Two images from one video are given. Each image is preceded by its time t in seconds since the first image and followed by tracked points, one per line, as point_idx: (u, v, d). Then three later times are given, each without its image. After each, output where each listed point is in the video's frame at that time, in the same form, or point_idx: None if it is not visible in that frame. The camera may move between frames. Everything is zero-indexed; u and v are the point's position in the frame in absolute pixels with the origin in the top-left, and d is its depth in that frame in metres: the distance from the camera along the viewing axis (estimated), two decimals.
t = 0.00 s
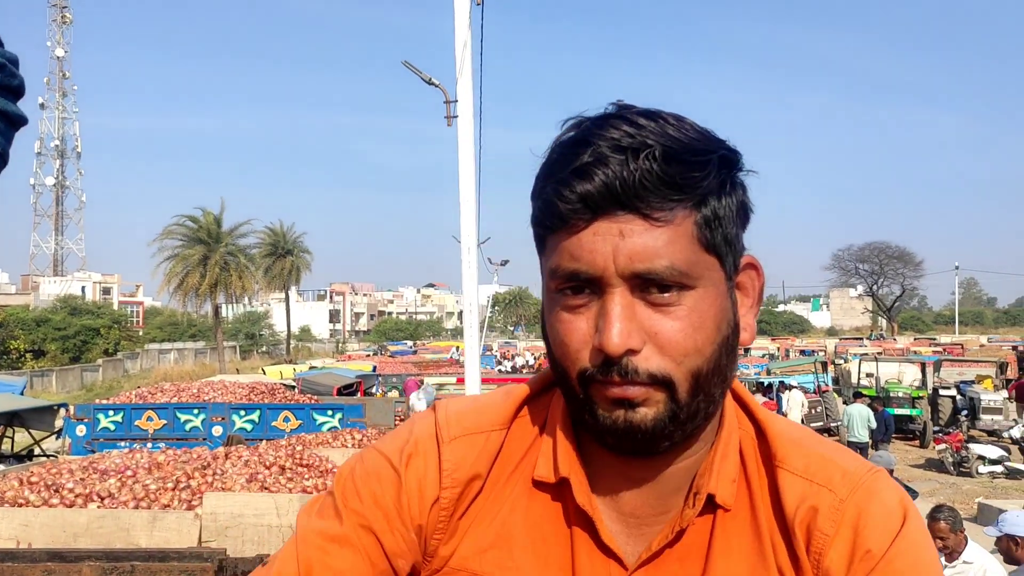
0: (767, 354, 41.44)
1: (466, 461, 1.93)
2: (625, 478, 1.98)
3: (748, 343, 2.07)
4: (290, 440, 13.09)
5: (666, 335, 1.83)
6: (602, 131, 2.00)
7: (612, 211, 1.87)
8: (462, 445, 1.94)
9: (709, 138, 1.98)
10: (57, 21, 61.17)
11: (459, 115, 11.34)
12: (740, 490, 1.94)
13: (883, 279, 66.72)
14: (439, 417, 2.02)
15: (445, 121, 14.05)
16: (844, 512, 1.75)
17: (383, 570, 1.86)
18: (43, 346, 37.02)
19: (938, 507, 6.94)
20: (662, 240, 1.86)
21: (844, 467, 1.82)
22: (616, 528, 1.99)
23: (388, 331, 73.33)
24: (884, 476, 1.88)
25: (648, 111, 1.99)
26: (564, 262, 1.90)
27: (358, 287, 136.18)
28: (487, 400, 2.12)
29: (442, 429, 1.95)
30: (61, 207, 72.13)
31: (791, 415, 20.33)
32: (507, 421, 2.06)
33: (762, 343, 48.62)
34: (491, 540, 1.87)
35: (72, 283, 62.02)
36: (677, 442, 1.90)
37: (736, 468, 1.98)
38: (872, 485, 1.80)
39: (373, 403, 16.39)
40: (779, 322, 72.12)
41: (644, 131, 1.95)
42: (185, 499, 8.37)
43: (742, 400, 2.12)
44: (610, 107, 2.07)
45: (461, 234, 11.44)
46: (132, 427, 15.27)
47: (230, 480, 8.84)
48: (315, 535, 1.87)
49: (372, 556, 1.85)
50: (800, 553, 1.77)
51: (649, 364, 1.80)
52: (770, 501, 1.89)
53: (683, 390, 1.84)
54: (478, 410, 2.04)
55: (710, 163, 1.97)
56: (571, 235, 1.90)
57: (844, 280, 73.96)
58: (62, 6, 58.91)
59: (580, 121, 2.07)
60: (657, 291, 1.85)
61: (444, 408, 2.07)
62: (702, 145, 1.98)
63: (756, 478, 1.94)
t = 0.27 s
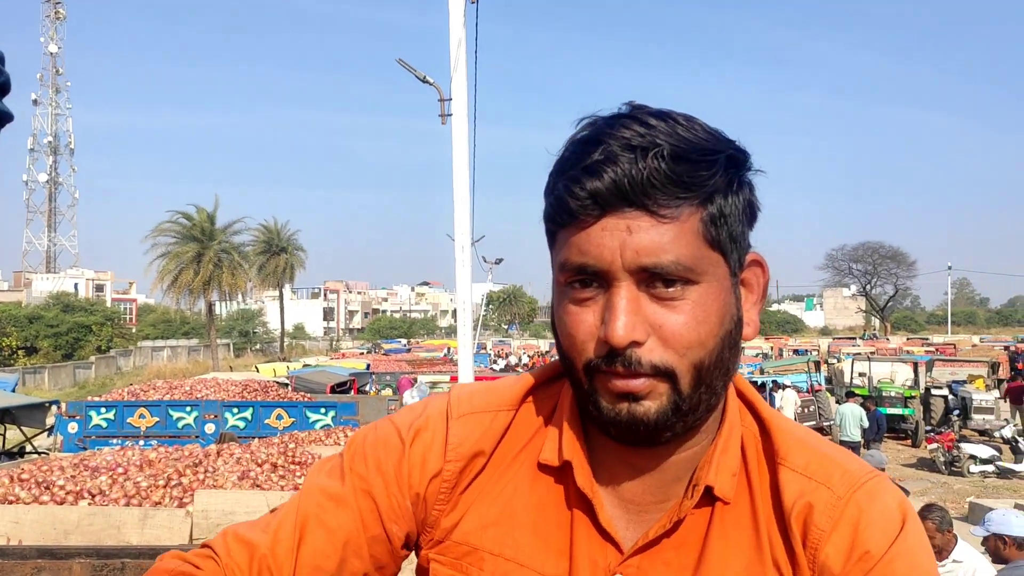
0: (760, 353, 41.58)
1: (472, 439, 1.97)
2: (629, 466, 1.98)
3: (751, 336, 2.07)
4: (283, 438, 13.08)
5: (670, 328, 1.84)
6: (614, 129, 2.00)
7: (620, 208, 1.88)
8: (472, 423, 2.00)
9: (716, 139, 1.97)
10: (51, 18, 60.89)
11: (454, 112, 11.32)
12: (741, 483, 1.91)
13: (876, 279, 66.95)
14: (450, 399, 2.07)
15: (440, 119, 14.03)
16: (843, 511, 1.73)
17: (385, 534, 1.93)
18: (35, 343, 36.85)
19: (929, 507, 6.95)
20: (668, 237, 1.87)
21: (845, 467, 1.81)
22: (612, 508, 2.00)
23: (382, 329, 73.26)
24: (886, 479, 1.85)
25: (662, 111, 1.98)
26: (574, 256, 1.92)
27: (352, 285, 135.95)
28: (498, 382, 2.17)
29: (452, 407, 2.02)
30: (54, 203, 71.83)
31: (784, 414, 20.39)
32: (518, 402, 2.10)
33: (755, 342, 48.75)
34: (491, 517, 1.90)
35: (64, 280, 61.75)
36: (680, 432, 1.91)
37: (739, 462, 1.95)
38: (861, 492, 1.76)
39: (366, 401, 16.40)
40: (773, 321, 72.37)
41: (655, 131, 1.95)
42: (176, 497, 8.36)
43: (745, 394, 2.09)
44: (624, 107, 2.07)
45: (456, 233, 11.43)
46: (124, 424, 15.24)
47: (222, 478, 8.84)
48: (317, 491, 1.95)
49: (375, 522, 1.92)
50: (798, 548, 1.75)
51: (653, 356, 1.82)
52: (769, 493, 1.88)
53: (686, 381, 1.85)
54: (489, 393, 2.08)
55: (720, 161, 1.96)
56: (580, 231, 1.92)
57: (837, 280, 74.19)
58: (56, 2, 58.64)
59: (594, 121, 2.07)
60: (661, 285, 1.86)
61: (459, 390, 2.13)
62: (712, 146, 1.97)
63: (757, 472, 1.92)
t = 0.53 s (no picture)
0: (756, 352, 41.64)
1: (423, 433, 1.97)
2: (577, 444, 2.01)
3: (685, 321, 2.10)
4: (277, 436, 13.06)
5: (605, 311, 1.86)
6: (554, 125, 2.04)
7: (558, 195, 1.90)
8: (423, 422, 2.00)
9: (649, 132, 2.01)
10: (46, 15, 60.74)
11: (450, 111, 11.32)
12: (692, 458, 2.00)
13: (872, 278, 67.06)
14: (399, 400, 2.07)
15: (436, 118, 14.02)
16: (796, 477, 1.84)
17: (347, 536, 1.92)
18: (29, 341, 36.71)
19: (922, 504, 7.02)
20: (603, 221, 1.90)
21: (792, 437, 1.93)
22: (570, 485, 2.01)
23: (378, 328, 73.16)
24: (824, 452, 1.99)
25: (596, 107, 2.02)
26: (516, 243, 1.94)
27: (348, 284, 135.76)
28: (444, 381, 2.19)
29: (402, 405, 2.02)
30: (49, 201, 71.62)
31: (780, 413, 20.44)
32: (467, 397, 2.12)
33: (751, 341, 48.84)
34: (450, 506, 1.91)
35: (59, 278, 61.53)
36: (619, 411, 1.94)
37: (688, 438, 2.03)
38: (808, 459, 1.87)
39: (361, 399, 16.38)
40: (769, 320, 72.49)
41: (590, 125, 1.99)
42: (170, 494, 8.36)
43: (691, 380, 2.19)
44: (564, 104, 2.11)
45: (450, 231, 11.44)
46: (118, 422, 15.21)
47: (216, 476, 8.82)
48: (273, 537, 1.94)
49: (338, 530, 1.92)
50: (760, 514, 1.84)
51: (589, 336, 1.85)
52: (726, 467, 1.95)
53: (622, 360, 1.88)
54: (434, 389, 2.11)
55: (652, 152, 2.00)
56: (521, 219, 1.94)
57: (833, 280, 74.33)
58: None
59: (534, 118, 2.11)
60: (597, 266, 1.88)
61: (409, 391, 2.13)
62: (646, 139, 2.01)
63: (708, 447, 2.00)
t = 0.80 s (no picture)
0: (753, 351, 41.71)
1: (404, 440, 1.99)
2: (556, 440, 2.02)
3: (660, 322, 2.11)
4: (275, 434, 13.06)
5: (576, 314, 1.88)
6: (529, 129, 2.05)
7: (530, 199, 1.92)
8: (404, 427, 2.02)
9: (623, 135, 2.02)
10: (43, 13, 60.64)
11: (448, 109, 11.32)
12: (673, 447, 2.03)
13: (869, 277, 67.24)
14: (378, 409, 2.08)
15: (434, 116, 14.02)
16: (788, 462, 1.90)
17: (332, 545, 1.94)
18: (26, 339, 36.67)
19: (917, 502, 7.04)
20: (578, 226, 1.91)
21: (779, 423, 1.99)
22: (555, 487, 2.03)
23: (375, 326, 73.13)
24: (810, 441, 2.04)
25: (569, 109, 2.03)
26: (489, 246, 1.95)
27: (346, 282, 135.71)
28: (421, 389, 2.20)
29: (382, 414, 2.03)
30: (46, 199, 71.50)
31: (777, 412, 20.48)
32: (445, 400, 2.15)
33: (748, 340, 48.93)
34: (433, 507, 1.92)
35: (57, 276, 61.42)
36: (594, 411, 1.96)
37: (670, 430, 2.07)
38: (795, 446, 1.94)
39: (358, 398, 16.40)
40: (767, 319, 72.61)
41: (563, 129, 2.00)
42: (168, 493, 8.36)
43: (672, 376, 2.23)
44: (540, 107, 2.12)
45: (448, 230, 11.45)
46: (115, 421, 15.18)
47: (214, 475, 8.83)
48: (263, 569, 2.00)
49: (326, 544, 1.94)
50: (752, 499, 1.89)
51: (562, 340, 1.87)
52: (715, 456, 1.99)
53: (594, 363, 1.89)
54: (412, 395, 2.12)
55: (625, 156, 2.01)
56: (496, 222, 1.95)
57: (831, 279, 74.49)
58: None
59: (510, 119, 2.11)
60: (571, 269, 1.90)
61: (388, 398, 2.15)
62: (620, 143, 2.02)
63: (693, 439, 2.03)
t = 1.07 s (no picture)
0: (752, 350, 41.76)
1: (420, 423, 2.02)
2: (576, 426, 2.03)
3: (681, 312, 2.13)
4: (274, 432, 13.08)
5: (600, 304, 1.89)
6: (554, 116, 2.04)
7: (555, 191, 1.92)
8: (420, 412, 2.04)
9: (649, 126, 2.02)
10: (41, 11, 60.53)
11: (446, 107, 11.32)
12: (691, 435, 2.04)
13: (867, 276, 67.31)
14: (394, 394, 2.10)
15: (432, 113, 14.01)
16: (808, 457, 1.91)
17: (347, 523, 1.97)
18: (25, 337, 36.67)
19: (913, 497, 7.08)
20: (602, 217, 1.92)
21: (797, 418, 2.00)
22: (571, 475, 2.04)
23: (374, 325, 73.16)
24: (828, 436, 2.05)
25: (596, 97, 2.02)
26: (511, 234, 1.96)
27: (344, 281, 135.69)
28: (438, 374, 2.21)
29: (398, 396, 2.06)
30: (44, 197, 71.43)
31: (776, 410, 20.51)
32: (461, 385, 2.16)
33: (747, 338, 49.01)
34: (450, 491, 1.93)
35: (55, 274, 61.39)
36: (615, 399, 1.97)
37: (687, 418, 2.08)
38: (816, 440, 1.95)
39: (358, 396, 16.41)
40: (765, 318, 72.70)
41: (590, 118, 1.99)
42: (168, 490, 8.37)
43: (691, 365, 2.25)
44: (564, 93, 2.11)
45: (447, 227, 11.45)
46: (115, 418, 15.19)
47: (213, 471, 8.84)
48: (289, 556, 2.06)
49: (341, 523, 1.98)
50: (771, 491, 1.90)
51: (585, 330, 1.88)
52: (733, 444, 2.00)
53: (618, 353, 1.91)
54: (429, 381, 2.14)
55: (651, 146, 2.01)
56: (519, 211, 1.96)
57: (829, 278, 74.56)
58: None
59: (534, 105, 2.11)
60: (593, 260, 1.91)
61: (405, 384, 2.17)
62: (645, 133, 2.03)
63: (711, 428, 2.04)
